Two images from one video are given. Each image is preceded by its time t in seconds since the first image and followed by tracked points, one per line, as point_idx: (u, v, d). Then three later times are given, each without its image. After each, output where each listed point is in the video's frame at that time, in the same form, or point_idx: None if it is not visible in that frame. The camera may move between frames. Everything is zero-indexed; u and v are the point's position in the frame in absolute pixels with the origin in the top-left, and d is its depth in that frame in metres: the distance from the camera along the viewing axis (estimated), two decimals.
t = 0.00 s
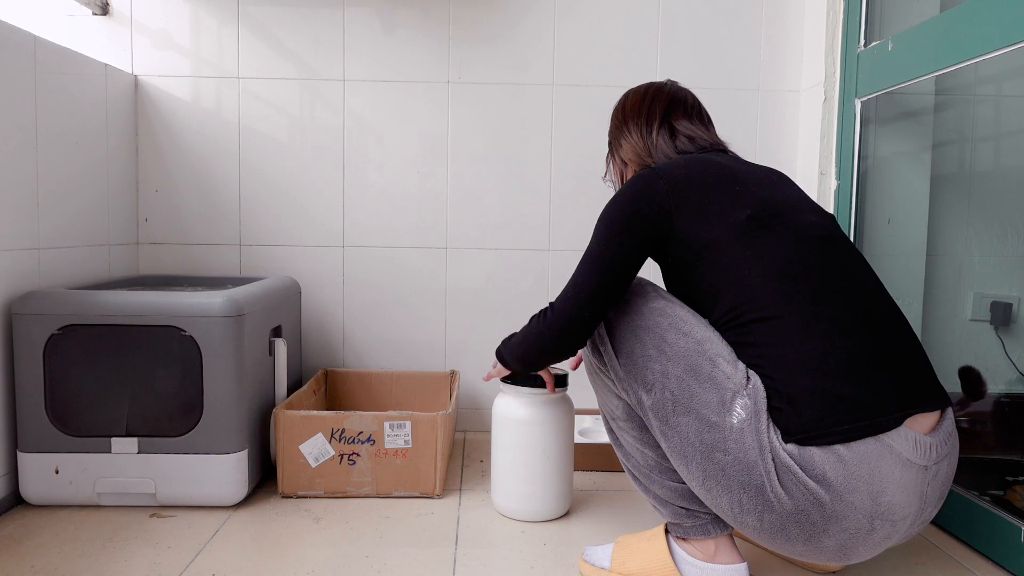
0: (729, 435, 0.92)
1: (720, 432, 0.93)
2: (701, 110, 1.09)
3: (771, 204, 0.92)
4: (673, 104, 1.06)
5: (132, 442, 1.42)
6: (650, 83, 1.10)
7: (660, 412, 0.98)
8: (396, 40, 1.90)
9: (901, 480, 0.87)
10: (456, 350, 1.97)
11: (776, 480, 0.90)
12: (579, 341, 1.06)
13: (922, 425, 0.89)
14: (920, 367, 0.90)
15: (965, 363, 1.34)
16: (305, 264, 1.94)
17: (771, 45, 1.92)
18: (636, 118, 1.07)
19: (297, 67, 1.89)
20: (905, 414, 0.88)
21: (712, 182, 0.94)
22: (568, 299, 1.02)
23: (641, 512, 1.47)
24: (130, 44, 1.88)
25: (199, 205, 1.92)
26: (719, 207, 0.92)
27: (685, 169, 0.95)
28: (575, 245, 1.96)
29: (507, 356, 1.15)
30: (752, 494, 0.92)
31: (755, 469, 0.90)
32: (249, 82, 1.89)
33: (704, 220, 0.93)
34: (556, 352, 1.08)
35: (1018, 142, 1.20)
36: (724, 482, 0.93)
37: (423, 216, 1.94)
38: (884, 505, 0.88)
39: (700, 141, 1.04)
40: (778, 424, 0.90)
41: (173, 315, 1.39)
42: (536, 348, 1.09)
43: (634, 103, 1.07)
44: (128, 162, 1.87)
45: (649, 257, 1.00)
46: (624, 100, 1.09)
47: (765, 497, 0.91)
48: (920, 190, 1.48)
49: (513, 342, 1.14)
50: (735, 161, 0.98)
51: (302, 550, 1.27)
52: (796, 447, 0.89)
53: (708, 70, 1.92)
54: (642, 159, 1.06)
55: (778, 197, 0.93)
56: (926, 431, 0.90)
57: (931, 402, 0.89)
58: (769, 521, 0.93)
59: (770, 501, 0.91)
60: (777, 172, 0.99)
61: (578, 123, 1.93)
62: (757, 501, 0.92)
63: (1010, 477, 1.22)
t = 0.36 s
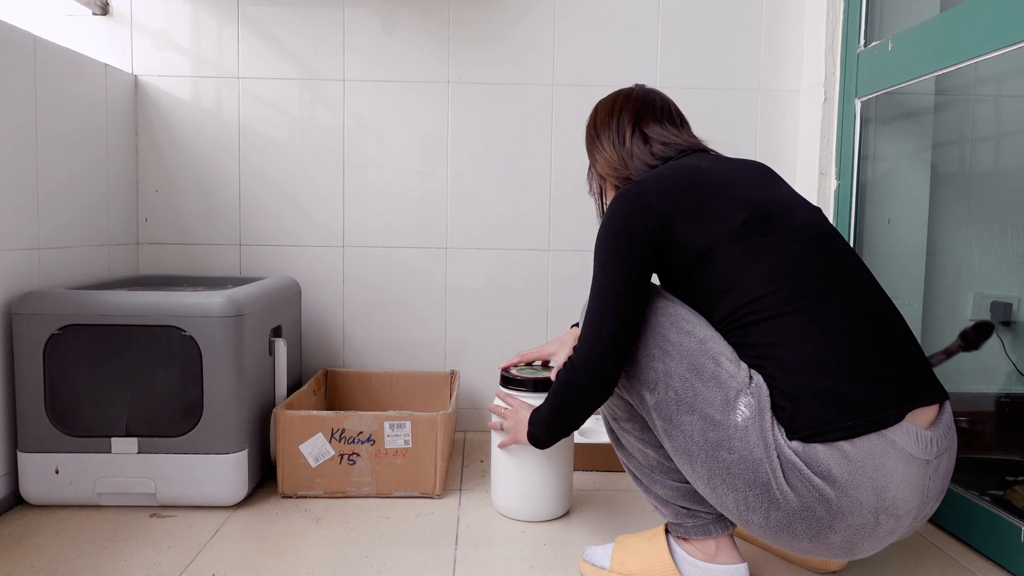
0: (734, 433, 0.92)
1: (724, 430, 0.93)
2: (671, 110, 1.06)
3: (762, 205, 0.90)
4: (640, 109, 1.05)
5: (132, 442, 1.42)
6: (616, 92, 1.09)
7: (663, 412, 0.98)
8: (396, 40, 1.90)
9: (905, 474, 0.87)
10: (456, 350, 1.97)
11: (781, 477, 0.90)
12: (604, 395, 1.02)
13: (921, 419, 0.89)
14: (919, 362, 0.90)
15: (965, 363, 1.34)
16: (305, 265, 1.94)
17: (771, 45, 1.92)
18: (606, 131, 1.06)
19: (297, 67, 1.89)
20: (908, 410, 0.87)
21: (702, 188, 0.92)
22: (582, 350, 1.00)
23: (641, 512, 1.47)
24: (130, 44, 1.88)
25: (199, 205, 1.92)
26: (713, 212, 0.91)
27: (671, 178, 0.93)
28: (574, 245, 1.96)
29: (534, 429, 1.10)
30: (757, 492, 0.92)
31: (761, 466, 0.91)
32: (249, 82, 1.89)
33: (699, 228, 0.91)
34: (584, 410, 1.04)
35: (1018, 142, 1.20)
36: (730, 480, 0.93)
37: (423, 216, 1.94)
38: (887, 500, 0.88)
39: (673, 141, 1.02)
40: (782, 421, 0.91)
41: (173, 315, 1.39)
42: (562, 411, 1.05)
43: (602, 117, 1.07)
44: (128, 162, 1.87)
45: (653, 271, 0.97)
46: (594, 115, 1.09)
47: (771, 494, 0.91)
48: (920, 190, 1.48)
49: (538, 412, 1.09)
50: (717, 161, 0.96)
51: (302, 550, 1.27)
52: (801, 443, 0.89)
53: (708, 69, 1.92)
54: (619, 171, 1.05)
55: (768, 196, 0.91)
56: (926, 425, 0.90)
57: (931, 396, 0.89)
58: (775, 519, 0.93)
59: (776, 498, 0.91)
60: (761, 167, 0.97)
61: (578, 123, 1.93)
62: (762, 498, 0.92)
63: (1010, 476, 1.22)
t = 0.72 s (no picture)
0: (725, 436, 0.92)
1: (716, 433, 0.93)
2: (661, 108, 1.07)
3: (754, 206, 0.90)
4: (630, 106, 1.05)
5: (132, 442, 1.42)
6: (607, 88, 1.08)
7: (656, 415, 0.98)
8: (397, 40, 1.90)
9: (897, 478, 0.87)
10: (456, 349, 1.97)
11: (771, 481, 0.90)
12: (599, 398, 1.02)
13: (916, 421, 0.89)
14: (914, 362, 0.90)
15: (966, 363, 1.34)
16: (306, 265, 1.94)
17: (771, 45, 1.92)
18: (597, 128, 1.06)
19: (297, 67, 1.89)
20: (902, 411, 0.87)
21: (693, 189, 0.92)
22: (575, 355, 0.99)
23: (641, 512, 1.47)
24: (130, 44, 1.88)
25: (199, 205, 1.92)
26: (705, 215, 0.91)
27: (661, 181, 0.93)
28: (574, 246, 1.96)
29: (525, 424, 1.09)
30: (748, 495, 0.92)
31: (751, 470, 0.91)
32: (249, 82, 1.89)
33: (691, 229, 0.91)
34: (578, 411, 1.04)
35: (1018, 142, 1.20)
36: (721, 484, 0.94)
37: (423, 216, 1.94)
38: (880, 504, 0.88)
39: (664, 140, 1.02)
40: (772, 425, 0.90)
41: (173, 315, 1.39)
42: (556, 412, 1.04)
43: (592, 114, 1.07)
44: (128, 162, 1.87)
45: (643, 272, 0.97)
46: (583, 111, 1.08)
47: (761, 498, 0.91)
48: (920, 190, 1.48)
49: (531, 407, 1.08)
50: (708, 161, 0.96)
51: (302, 550, 1.27)
52: (791, 448, 0.89)
53: (708, 69, 1.92)
54: (610, 169, 1.05)
55: (760, 197, 0.91)
56: (921, 427, 0.89)
57: (926, 397, 0.89)
58: (767, 522, 0.93)
59: (766, 502, 0.91)
60: (752, 166, 0.97)
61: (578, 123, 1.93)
62: (753, 502, 0.92)
63: (1010, 477, 1.22)
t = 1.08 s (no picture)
0: (722, 439, 0.92)
1: (713, 436, 0.93)
2: (651, 105, 1.06)
3: (744, 208, 0.90)
4: (620, 104, 1.04)
5: (132, 442, 1.43)
6: (601, 83, 1.08)
7: (653, 417, 0.98)
8: (397, 40, 1.90)
9: (893, 479, 0.87)
10: (456, 350, 1.97)
11: (768, 483, 0.90)
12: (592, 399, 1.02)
13: (912, 421, 0.89)
14: (911, 362, 0.90)
15: (966, 362, 1.34)
16: (305, 265, 1.94)
17: (771, 45, 1.92)
18: (586, 125, 1.06)
19: (297, 67, 1.89)
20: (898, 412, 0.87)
21: (682, 193, 0.91)
22: (572, 358, 0.98)
23: (641, 512, 1.47)
24: (130, 44, 1.88)
25: (200, 205, 1.92)
26: (695, 219, 0.90)
27: (650, 185, 0.92)
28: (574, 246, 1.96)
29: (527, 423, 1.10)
30: (745, 497, 0.92)
31: (748, 472, 0.91)
32: (249, 83, 1.89)
33: (682, 233, 0.91)
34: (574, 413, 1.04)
35: (1018, 142, 1.20)
36: (718, 486, 0.94)
37: (424, 216, 1.94)
38: (877, 505, 0.88)
39: (651, 140, 1.01)
40: (769, 427, 0.91)
41: (173, 315, 1.39)
42: (552, 412, 1.04)
43: (582, 110, 1.07)
44: (128, 162, 1.87)
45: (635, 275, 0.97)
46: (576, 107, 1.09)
47: (759, 500, 0.91)
48: (920, 190, 1.48)
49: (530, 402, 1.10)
50: (697, 161, 0.95)
51: (302, 550, 1.27)
52: (788, 450, 0.89)
53: (708, 69, 1.92)
54: (597, 169, 1.05)
55: (751, 198, 0.91)
56: (917, 427, 0.89)
57: (923, 397, 0.89)
58: (764, 524, 0.93)
59: (763, 504, 0.91)
60: (744, 164, 0.97)
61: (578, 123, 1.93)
62: (750, 504, 0.92)
63: (1010, 477, 1.22)
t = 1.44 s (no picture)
0: (714, 438, 0.92)
1: (705, 435, 0.93)
2: (638, 108, 1.06)
3: (735, 208, 0.89)
4: (607, 108, 1.05)
5: (132, 442, 1.42)
6: (585, 89, 1.08)
7: (646, 418, 0.98)
8: (397, 40, 1.90)
9: (886, 475, 0.87)
10: (456, 350, 1.97)
11: (760, 481, 0.90)
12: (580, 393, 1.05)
13: (906, 418, 0.89)
14: (907, 359, 0.90)
15: (966, 363, 1.34)
16: (305, 265, 1.94)
17: (771, 45, 1.92)
18: (572, 130, 1.06)
19: (297, 67, 1.89)
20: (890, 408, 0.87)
21: (671, 195, 0.91)
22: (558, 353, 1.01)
23: (641, 512, 1.47)
24: (130, 44, 1.88)
25: (200, 205, 1.92)
26: (684, 222, 0.90)
27: (639, 187, 0.92)
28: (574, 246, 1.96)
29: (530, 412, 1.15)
30: (738, 496, 0.92)
31: (740, 470, 0.91)
32: (249, 83, 1.89)
33: (673, 235, 0.91)
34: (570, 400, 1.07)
35: (1018, 142, 1.20)
36: (711, 485, 0.93)
37: (424, 216, 1.94)
38: (870, 501, 0.88)
39: (640, 141, 1.02)
40: (761, 425, 0.91)
41: (173, 315, 1.39)
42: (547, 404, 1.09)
43: (568, 115, 1.07)
44: (129, 162, 1.87)
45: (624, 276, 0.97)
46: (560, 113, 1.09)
47: (751, 498, 0.91)
48: (919, 191, 1.48)
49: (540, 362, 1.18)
50: (687, 162, 0.95)
51: (302, 550, 1.27)
52: (778, 447, 0.89)
53: (708, 69, 1.92)
54: (586, 171, 1.05)
55: (742, 198, 0.90)
56: (911, 423, 0.89)
57: (918, 392, 0.89)
58: (757, 522, 0.93)
59: (756, 502, 0.91)
60: (735, 163, 0.96)
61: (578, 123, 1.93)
62: (743, 502, 0.92)
63: (1010, 477, 1.21)
